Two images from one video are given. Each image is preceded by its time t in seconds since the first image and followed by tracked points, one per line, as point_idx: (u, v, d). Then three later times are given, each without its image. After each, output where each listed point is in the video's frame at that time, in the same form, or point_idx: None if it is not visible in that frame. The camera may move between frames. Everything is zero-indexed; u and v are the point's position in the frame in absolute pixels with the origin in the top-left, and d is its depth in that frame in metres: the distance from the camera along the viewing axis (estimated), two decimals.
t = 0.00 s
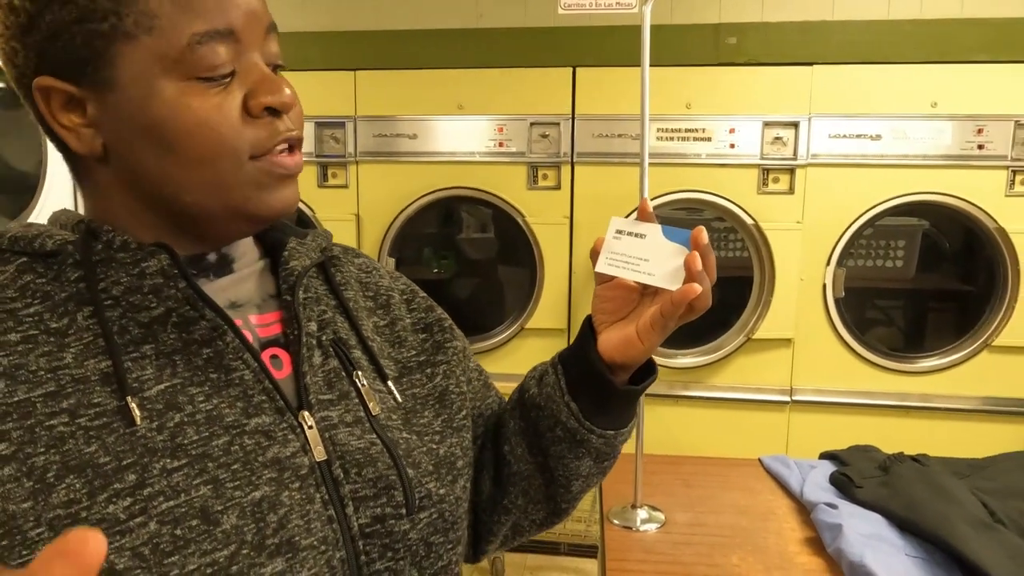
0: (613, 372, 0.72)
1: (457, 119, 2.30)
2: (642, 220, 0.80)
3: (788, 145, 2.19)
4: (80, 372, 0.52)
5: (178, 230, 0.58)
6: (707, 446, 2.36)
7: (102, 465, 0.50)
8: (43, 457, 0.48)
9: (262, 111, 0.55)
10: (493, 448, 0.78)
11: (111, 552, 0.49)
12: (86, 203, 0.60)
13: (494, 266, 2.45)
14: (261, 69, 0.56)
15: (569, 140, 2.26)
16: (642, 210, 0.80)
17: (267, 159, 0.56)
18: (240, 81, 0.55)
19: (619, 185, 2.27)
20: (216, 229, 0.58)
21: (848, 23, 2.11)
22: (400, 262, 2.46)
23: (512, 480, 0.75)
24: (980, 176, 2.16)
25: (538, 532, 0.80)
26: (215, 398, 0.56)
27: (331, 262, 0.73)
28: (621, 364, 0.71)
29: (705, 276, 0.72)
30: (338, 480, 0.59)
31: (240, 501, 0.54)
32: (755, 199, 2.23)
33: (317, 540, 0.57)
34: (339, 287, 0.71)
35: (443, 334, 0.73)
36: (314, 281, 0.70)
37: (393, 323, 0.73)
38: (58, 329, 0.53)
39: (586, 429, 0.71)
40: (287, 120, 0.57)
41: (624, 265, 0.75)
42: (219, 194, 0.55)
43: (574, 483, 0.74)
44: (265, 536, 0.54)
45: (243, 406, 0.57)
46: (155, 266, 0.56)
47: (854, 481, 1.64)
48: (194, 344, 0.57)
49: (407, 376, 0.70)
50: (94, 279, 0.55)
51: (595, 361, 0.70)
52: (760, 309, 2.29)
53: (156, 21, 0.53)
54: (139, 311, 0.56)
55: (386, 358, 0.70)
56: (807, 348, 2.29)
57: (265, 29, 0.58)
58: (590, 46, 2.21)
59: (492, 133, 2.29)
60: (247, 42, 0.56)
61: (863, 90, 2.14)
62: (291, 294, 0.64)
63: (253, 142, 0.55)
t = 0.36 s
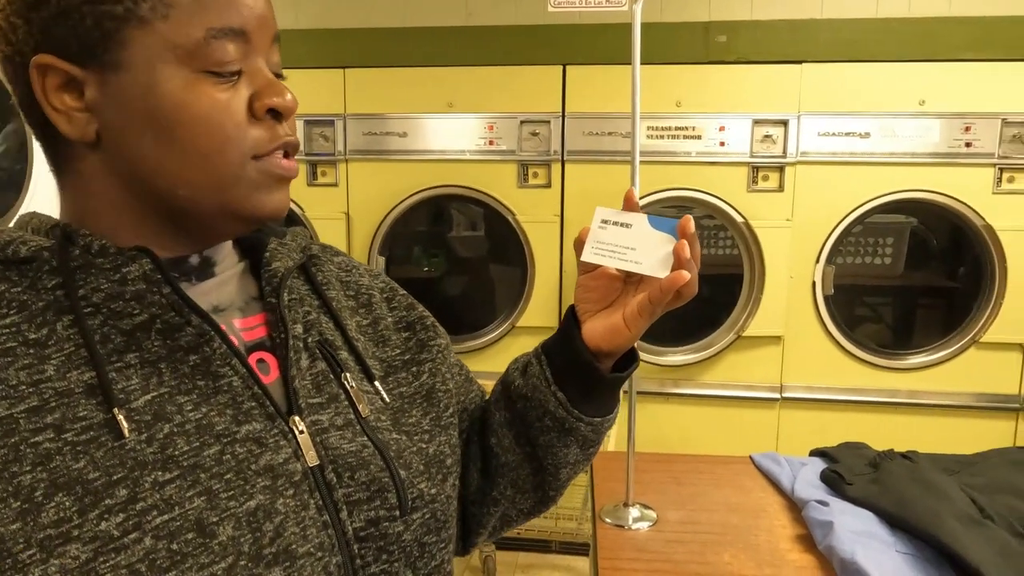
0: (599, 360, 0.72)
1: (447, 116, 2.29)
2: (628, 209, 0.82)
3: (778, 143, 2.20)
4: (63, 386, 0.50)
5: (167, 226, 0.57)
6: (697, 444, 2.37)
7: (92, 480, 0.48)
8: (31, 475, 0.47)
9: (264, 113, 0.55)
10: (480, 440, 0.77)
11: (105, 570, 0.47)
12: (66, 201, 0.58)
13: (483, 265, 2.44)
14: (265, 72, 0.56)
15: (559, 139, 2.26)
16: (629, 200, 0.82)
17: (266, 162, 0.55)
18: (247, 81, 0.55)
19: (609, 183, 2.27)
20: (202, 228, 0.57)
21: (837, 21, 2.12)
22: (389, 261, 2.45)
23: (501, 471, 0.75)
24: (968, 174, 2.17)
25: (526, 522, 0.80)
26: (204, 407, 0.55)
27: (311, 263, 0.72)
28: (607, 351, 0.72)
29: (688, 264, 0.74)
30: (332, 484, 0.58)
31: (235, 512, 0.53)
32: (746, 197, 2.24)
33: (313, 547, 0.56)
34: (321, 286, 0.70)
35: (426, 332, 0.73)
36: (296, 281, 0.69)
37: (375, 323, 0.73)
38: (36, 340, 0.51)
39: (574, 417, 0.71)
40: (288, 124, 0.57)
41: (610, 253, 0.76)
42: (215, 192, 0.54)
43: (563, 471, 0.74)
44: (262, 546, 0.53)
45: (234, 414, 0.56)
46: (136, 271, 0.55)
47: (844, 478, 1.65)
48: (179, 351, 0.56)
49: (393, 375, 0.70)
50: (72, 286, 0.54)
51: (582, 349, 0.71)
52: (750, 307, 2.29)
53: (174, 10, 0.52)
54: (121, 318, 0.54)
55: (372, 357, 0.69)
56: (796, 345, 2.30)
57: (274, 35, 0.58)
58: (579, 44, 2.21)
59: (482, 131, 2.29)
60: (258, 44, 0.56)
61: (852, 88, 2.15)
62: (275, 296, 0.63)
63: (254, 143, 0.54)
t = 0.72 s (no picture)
0: (598, 357, 0.72)
1: (439, 115, 2.28)
2: (626, 205, 0.83)
3: (769, 141, 2.20)
4: (40, 396, 0.49)
5: (149, 231, 0.56)
6: (690, 441, 2.37)
7: (69, 493, 0.47)
8: (5, 489, 0.46)
9: (252, 117, 0.54)
10: (478, 438, 0.77)
11: None
12: (50, 204, 0.58)
13: (475, 264, 2.44)
14: (254, 74, 0.55)
15: (551, 137, 2.26)
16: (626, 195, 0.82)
17: (253, 167, 0.55)
18: (234, 83, 0.54)
19: (602, 181, 2.27)
20: (187, 232, 0.56)
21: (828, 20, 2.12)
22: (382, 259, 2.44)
23: (500, 471, 0.74)
24: (958, 172, 2.18)
25: (525, 520, 0.79)
26: (186, 414, 0.54)
27: (305, 262, 0.72)
28: (607, 348, 0.72)
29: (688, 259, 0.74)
30: (320, 490, 0.58)
31: (218, 521, 0.52)
32: (738, 195, 2.24)
33: (300, 555, 0.55)
34: (314, 286, 0.70)
35: (422, 333, 0.73)
36: (288, 281, 0.69)
37: (371, 322, 0.72)
38: (13, 349, 0.50)
39: (574, 414, 0.70)
40: (274, 128, 0.56)
41: (610, 250, 0.76)
42: (199, 196, 0.53)
43: (563, 470, 0.73)
44: (245, 556, 0.53)
45: (217, 420, 0.55)
46: (116, 276, 0.55)
47: (838, 475, 1.66)
48: (161, 357, 0.55)
49: (387, 375, 0.69)
50: (52, 292, 0.53)
51: (581, 348, 0.71)
52: (742, 304, 2.30)
53: (162, 10, 0.52)
54: (101, 324, 0.54)
55: (366, 358, 0.69)
56: (788, 343, 2.30)
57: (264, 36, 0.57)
58: (571, 43, 2.20)
59: (474, 130, 2.28)
60: (247, 45, 0.55)
61: (844, 87, 2.16)
62: (264, 298, 0.63)
63: (241, 148, 0.54)
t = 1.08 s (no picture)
0: (599, 354, 0.72)
1: (433, 113, 2.27)
2: (627, 201, 0.81)
3: (763, 139, 2.20)
4: (38, 395, 0.49)
5: (145, 232, 0.55)
6: (685, 439, 2.37)
7: (67, 492, 0.47)
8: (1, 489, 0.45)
9: (248, 112, 0.54)
10: (480, 438, 0.76)
11: None
12: (48, 204, 0.57)
13: (469, 263, 2.43)
14: (251, 70, 0.55)
15: (546, 135, 2.25)
16: (627, 191, 0.81)
17: (249, 165, 0.54)
18: (230, 80, 0.53)
19: (597, 179, 2.27)
20: (184, 232, 0.55)
21: (822, 18, 2.13)
22: (376, 258, 2.43)
23: (501, 470, 0.74)
24: (951, 169, 2.18)
25: (527, 520, 0.79)
26: (185, 413, 0.54)
27: (306, 261, 0.72)
28: (607, 346, 0.71)
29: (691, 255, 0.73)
30: (320, 491, 0.57)
31: (217, 521, 0.51)
32: (732, 193, 2.24)
33: (299, 556, 0.55)
34: (315, 284, 0.69)
35: (423, 332, 0.72)
36: (288, 280, 0.68)
37: (372, 320, 0.72)
38: (12, 348, 0.50)
39: (575, 413, 0.70)
40: (271, 124, 0.55)
41: (611, 246, 0.75)
42: (195, 194, 0.52)
43: (564, 469, 0.73)
44: (243, 556, 0.52)
45: (217, 419, 0.55)
46: (115, 275, 0.54)
47: (835, 472, 1.66)
48: (161, 356, 0.54)
49: (389, 374, 0.69)
50: (50, 292, 0.53)
51: (582, 345, 0.70)
52: (737, 302, 2.30)
53: (155, 7, 0.51)
54: (100, 324, 0.53)
55: (367, 358, 0.68)
56: (783, 340, 2.31)
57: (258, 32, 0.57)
58: (566, 41, 2.20)
59: (468, 128, 2.27)
60: (242, 41, 0.55)
61: (837, 85, 2.16)
62: (265, 297, 0.63)
63: (237, 144, 0.53)
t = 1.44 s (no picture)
0: (588, 349, 0.72)
1: (425, 112, 2.27)
2: (617, 199, 0.82)
3: (755, 138, 2.21)
4: (41, 388, 0.49)
5: (141, 232, 0.55)
6: (678, 437, 2.38)
7: (72, 484, 0.47)
8: (7, 481, 0.45)
9: (244, 111, 0.53)
10: (472, 432, 0.76)
11: None
12: (42, 202, 0.56)
13: (461, 262, 2.43)
14: (247, 69, 0.54)
15: (539, 134, 2.25)
16: (618, 189, 0.82)
17: (245, 164, 0.54)
18: (227, 79, 0.53)
19: (589, 178, 2.27)
20: (179, 232, 0.55)
21: (813, 17, 2.13)
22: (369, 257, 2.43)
23: (494, 463, 0.74)
24: (941, 167, 2.19)
25: (519, 514, 0.79)
26: (187, 406, 0.53)
27: (300, 256, 0.71)
28: (597, 340, 0.71)
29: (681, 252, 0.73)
30: (321, 481, 0.57)
31: (221, 512, 0.52)
32: (724, 191, 2.25)
33: (302, 545, 0.55)
34: (310, 279, 0.69)
35: (418, 325, 0.72)
36: (283, 274, 0.68)
37: (367, 315, 0.71)
38: (13, 343, 0.50)
39: (566, 407, 0.70)
40: (266, 123, 0.55)
41: (600, 241, 0.75)
42: (192, 194, 0.52)
43: (555, 462, 0.73)
44: (248, 546, 0.52)
45: (218, 412, 0.54)
46: (115, 270, 0.54)
47: (828, 469, 1.67)
48: (161, 350, 0.54)
49: (385, 368, 0.69)
50: (50, 287, 0.52)
51: (572, 339, 0.70)
52: (729, 301, 2.30)
53: (152, 5, 0.51)
54: (100, 318, 0.53)
55: (363, 351, 0.68)
56: (775, 338, 2.32)
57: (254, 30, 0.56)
58: (558, 39, 2.20)
59: (461, 127, 2.27)
60: (238, 41, 0.54)
61: (829, 83, 2.17)
62: (262, 291, 0.63)
63: (232, 143, 0.53)
